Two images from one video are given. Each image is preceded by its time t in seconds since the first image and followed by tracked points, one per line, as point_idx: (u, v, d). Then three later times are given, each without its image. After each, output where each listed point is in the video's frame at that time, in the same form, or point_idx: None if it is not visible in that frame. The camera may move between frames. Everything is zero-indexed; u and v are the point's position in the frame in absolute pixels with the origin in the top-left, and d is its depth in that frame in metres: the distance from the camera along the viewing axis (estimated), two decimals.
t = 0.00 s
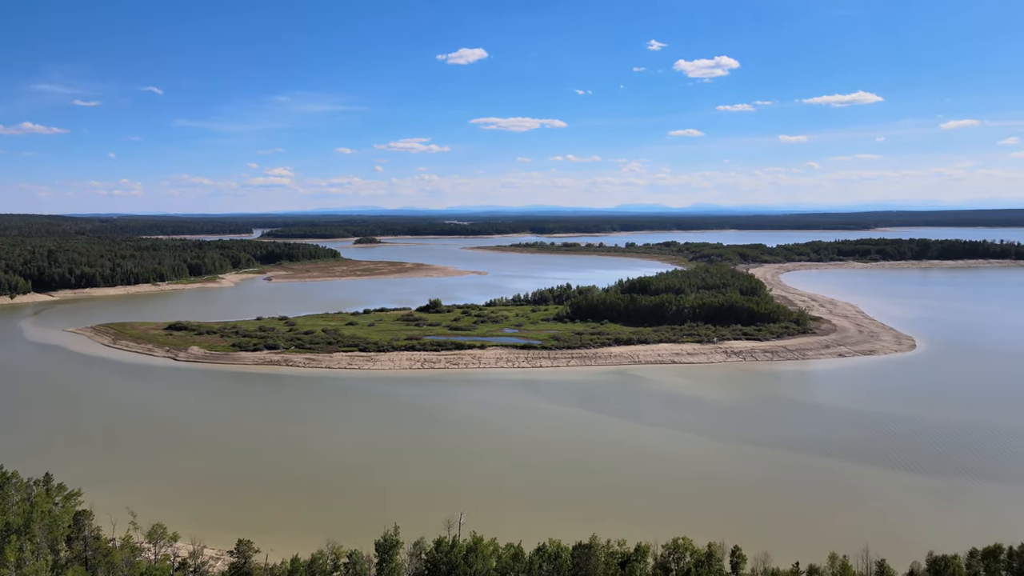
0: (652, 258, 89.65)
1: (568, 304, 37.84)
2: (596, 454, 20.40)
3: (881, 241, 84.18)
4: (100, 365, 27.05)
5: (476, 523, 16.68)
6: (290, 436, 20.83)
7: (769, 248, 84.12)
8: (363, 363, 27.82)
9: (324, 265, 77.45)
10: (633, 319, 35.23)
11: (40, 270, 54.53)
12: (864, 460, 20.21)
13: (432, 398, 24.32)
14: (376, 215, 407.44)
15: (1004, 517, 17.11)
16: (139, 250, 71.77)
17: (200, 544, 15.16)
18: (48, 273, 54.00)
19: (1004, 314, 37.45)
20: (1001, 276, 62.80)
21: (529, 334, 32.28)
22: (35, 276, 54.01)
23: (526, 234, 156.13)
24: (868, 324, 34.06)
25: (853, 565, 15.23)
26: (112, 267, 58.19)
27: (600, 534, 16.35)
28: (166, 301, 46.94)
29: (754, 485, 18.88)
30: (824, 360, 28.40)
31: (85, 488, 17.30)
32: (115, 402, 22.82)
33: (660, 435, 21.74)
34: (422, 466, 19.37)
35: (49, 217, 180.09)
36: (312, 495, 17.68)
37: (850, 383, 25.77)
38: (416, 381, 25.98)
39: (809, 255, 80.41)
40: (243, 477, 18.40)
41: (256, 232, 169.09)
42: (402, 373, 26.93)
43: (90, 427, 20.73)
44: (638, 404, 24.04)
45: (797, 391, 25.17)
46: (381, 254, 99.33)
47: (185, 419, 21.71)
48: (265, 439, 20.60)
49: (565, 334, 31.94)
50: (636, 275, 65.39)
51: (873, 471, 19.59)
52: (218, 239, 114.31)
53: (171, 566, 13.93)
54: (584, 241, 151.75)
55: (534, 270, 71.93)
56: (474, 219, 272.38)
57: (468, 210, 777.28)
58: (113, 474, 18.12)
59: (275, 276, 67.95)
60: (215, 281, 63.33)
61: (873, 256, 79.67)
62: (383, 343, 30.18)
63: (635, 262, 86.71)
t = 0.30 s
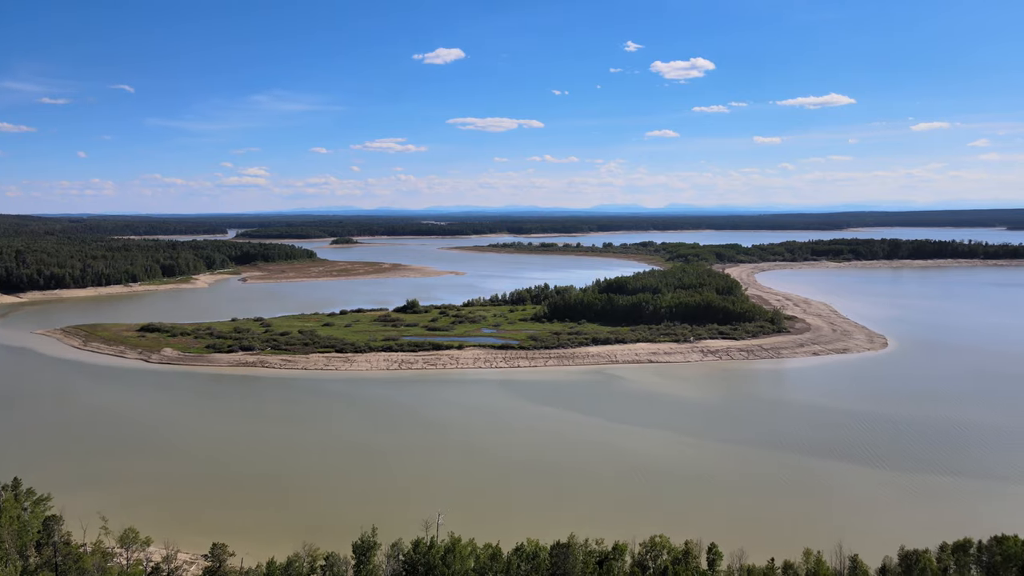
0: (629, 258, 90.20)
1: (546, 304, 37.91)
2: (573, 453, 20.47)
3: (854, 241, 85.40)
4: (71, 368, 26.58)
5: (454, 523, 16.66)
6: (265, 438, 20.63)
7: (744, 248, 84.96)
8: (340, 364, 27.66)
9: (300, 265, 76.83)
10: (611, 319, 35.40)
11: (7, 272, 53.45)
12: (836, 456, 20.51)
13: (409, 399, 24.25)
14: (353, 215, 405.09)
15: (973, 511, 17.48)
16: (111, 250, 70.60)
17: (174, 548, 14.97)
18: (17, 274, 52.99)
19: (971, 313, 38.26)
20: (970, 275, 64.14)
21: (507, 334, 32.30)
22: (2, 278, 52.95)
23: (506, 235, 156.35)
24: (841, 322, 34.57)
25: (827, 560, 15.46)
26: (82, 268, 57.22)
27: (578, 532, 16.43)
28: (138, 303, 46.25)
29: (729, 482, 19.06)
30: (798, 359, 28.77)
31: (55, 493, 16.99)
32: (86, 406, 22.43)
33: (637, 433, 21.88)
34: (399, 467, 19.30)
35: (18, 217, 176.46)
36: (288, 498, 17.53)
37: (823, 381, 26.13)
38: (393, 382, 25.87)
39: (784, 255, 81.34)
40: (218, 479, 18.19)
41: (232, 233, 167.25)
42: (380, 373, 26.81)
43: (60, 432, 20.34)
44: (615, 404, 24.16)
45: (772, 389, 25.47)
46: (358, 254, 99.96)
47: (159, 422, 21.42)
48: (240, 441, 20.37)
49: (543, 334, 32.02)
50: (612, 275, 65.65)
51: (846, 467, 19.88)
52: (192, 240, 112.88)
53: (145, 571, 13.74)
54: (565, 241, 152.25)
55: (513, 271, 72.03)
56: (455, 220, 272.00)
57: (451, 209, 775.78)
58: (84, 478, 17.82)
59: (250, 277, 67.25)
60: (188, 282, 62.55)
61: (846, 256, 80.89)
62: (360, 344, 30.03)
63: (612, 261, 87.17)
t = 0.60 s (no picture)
0: (607, 258, 90.72)
1: (524, 304, 37.95)
2: (551, 453, 20.54)
3: (827, 241, 86.58)
4: (40, 370, 26.13)
5: (431, 524, 16.66)
6: (241, 441, 20.43)
7: (720, 248, 85.76)
8: (317, 365, 27.50)
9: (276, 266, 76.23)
10: (588, 319, 35.56)
11: None
12: (809, 453, 20.80)
13: (387, 400, 24.16)
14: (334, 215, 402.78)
15: (942, 505, 17.82)
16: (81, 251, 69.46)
17: (147, 553, 14.77)
18: None
19: (940, 312, 38.95)
20: (939, 275, 65.25)
21: (485, 335, 32.31)
22: None
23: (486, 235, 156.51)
24: (815, 321, 35.04)
25: (801, 556, 15.68)
26: (51, 269, 56.26)
27: (555, 531, 16.51)
28: (108, 304, 45.55)
29: (705, 480, 19.22)
30: (773, 357, 29.10)
31: (24, 498, 16.69)
32: (58, 410, 22.05)
33: (614, 432, 22.00)
34: (377, 468, 19.24)
35: None
36: (265, 500, 17.42)
37: (797, 380, 26.47)
38: (371, 383, 25.77)
39: (759, 255, 82.24)
40: (193, 483, 17.98)
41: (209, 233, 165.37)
42: (357, 374, 26.69)
43: (30, 436, 19.96)
44: (592, 403, 24.27)
45: (747, 387, 25.75)
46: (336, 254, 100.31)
47: (133, 425, 21.13)
48: (215, 444, 20.15)
49: (521, 334, 32.08)
50: (590, 275, 65.97)
51: (819, 464, 20.17)
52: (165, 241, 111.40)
53: None
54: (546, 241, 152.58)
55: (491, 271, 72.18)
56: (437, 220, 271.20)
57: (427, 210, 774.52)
58: (54, 484, 17.52)
59: (225, 278, 66.58)
60: (162, 283, 61.72)
61: (820, 256, 81.93)
62: (336, 344, 29.87)
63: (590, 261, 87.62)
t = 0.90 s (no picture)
0: (584, 258, 91.13)
1: (501, 304, 37.98)
2: (527, 452, 20.60)
3: (802, 241, 87.72)
4: (7, 374, 25.62)
5: (408, 524, 16.66)
6: (215, 443, 20.22)
7: (697, 248, 86.47)
8: (293, 366, 27.30)
9: (251, 266, 75.51)
10: (565, 318, 35.69)
11: None
12: (783, 450, 21.08)
13: (364, 401, 24.04)
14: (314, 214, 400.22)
15: (912, 500, 18.17)
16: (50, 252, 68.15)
17: (119, 558, 14.52)
18: None
19: (910, 311, 39.65)
20: (908, 274, 66.42)
21: (462, 335, 32.31)
22: None
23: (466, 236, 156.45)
24: (789, 320, 35.51)
25: (776, 551, 15.89)
26: (18, 271, 55.18)
27: (533, 530, 16.56)
28: (78, 306, 44.78)
29: (681, 478, 19.37)
30: (748, 356, 29.42)
31: None
32: (28, 414, 21.64)
33: (591, 431, 22.11)
34: (353, 469, 19.18)
35: None
36: (239, 502, 17.29)
37: (771, 378, 26.80)
38: (348, 384, 25.63)
39: (735, 255, 83.07)
40: (166, 487, 17.75)
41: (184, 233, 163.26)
42: (333, 376, 26.53)
43: None
44: (570, 403, 24.37)
45: (722, 386, 26.00)
46: (313, 254, 100.17)
47: (104, 429, 20.81)
48: (189, 447, 19.91)
49: (498, 334, 32.10)
50: (567, 275, 66.21)
51: (793, 461, 20.46)
52: (138, 241, 109.85)
53: None
54: (526, 240, 152.78)
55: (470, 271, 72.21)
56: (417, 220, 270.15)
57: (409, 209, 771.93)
58: (23, 489, 17.20)
59: (199, 279, 65.83)
60: (134, 284, 60.84)
61: (794, 256, 82.97)
62: (312, 345, 29.67)
63: (568, 261, 87.95)
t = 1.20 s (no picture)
0: (562, 258, 91.48)
1: (479, 304, 37.97)
2: (504, 451, 20.64)
3: (775, 241, 88.84)
4: None
5: (386, 525, 16.63)
6: (188, 447, 19.98)
7: (673, 248, 87.17)
8: (268, 368, 27.08)
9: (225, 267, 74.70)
10: (542, 318, 35.79)
11: None
12: (757, 448, 21.33)
13: (340, 402, 23.91)
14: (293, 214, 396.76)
15: (883, 496, 18.50)
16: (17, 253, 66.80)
17: (90, 562, 14.29)
18: None
19: (881, 309, 40.34)
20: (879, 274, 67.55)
21: (439, 335, 32.27)
22: None
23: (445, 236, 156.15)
24: (764, 319, 35.93)
25: (752, 548, 16.08)
26: None
27: (510, 529, 16.60)
28: (46, 307, 43.98)
29: (657, 477, 19.51)
30: (723, 355, 29.74)
31: None
32: None
33: (568, 431, 22.19)
34: (329, 470, 19.10)
35: None
36: (213, 505, 17.10)
37: (746, 376, 27.11)
38: (324, 385, 25.47)
39: (710, 255, 83.87)
40: (139, 492, 17.50)
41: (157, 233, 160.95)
42: (309, 377, 26.35)
43: None
44: (547, 402, 24.45)
45: (698, 385, 26.25)
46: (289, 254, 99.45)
47: (75, 433, 20.45)
48: (162, 451, 19.62)
49: (475, 334, 32.10)
50: (545, 275, 66.41)
51: (766, 458, 20.72)
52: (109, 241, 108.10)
53: None
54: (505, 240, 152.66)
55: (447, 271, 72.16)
56: (386, 221, 269.27)
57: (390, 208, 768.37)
58: None
59: (172, 279, 65.01)
60: (105, 285, 59.89)
61: (768, 255, 83.88)
62: (288, 346, 29.44)
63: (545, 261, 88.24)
